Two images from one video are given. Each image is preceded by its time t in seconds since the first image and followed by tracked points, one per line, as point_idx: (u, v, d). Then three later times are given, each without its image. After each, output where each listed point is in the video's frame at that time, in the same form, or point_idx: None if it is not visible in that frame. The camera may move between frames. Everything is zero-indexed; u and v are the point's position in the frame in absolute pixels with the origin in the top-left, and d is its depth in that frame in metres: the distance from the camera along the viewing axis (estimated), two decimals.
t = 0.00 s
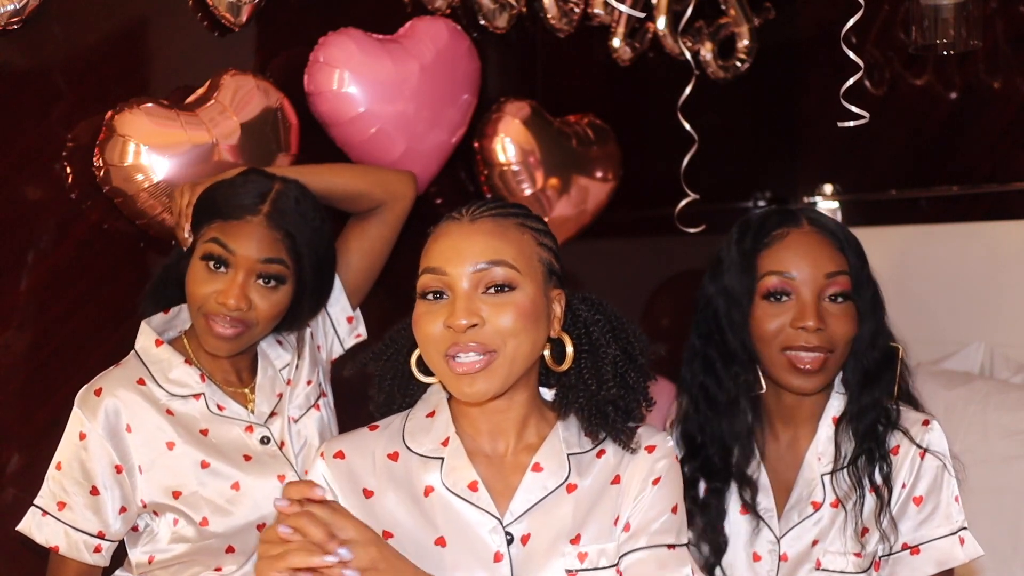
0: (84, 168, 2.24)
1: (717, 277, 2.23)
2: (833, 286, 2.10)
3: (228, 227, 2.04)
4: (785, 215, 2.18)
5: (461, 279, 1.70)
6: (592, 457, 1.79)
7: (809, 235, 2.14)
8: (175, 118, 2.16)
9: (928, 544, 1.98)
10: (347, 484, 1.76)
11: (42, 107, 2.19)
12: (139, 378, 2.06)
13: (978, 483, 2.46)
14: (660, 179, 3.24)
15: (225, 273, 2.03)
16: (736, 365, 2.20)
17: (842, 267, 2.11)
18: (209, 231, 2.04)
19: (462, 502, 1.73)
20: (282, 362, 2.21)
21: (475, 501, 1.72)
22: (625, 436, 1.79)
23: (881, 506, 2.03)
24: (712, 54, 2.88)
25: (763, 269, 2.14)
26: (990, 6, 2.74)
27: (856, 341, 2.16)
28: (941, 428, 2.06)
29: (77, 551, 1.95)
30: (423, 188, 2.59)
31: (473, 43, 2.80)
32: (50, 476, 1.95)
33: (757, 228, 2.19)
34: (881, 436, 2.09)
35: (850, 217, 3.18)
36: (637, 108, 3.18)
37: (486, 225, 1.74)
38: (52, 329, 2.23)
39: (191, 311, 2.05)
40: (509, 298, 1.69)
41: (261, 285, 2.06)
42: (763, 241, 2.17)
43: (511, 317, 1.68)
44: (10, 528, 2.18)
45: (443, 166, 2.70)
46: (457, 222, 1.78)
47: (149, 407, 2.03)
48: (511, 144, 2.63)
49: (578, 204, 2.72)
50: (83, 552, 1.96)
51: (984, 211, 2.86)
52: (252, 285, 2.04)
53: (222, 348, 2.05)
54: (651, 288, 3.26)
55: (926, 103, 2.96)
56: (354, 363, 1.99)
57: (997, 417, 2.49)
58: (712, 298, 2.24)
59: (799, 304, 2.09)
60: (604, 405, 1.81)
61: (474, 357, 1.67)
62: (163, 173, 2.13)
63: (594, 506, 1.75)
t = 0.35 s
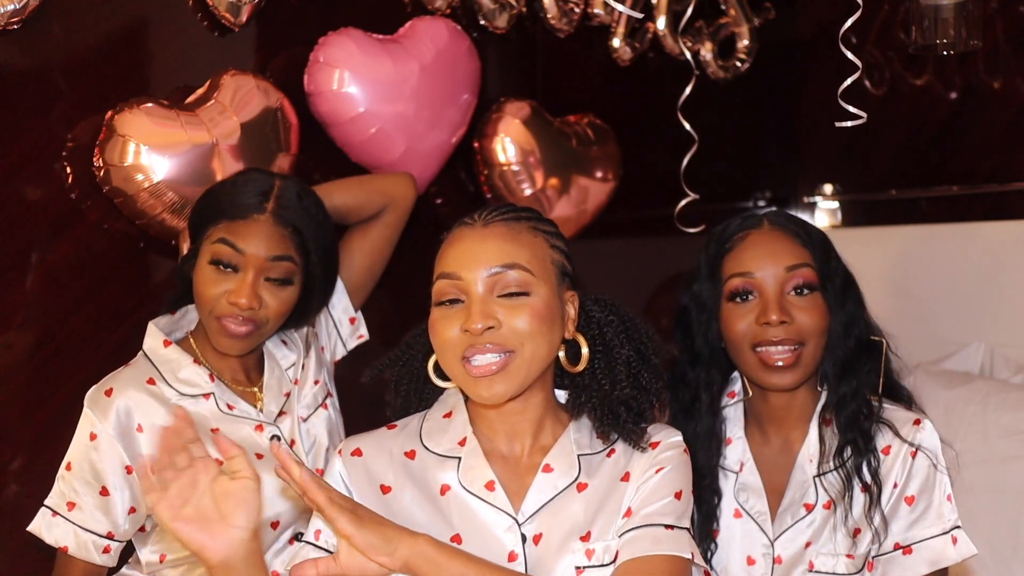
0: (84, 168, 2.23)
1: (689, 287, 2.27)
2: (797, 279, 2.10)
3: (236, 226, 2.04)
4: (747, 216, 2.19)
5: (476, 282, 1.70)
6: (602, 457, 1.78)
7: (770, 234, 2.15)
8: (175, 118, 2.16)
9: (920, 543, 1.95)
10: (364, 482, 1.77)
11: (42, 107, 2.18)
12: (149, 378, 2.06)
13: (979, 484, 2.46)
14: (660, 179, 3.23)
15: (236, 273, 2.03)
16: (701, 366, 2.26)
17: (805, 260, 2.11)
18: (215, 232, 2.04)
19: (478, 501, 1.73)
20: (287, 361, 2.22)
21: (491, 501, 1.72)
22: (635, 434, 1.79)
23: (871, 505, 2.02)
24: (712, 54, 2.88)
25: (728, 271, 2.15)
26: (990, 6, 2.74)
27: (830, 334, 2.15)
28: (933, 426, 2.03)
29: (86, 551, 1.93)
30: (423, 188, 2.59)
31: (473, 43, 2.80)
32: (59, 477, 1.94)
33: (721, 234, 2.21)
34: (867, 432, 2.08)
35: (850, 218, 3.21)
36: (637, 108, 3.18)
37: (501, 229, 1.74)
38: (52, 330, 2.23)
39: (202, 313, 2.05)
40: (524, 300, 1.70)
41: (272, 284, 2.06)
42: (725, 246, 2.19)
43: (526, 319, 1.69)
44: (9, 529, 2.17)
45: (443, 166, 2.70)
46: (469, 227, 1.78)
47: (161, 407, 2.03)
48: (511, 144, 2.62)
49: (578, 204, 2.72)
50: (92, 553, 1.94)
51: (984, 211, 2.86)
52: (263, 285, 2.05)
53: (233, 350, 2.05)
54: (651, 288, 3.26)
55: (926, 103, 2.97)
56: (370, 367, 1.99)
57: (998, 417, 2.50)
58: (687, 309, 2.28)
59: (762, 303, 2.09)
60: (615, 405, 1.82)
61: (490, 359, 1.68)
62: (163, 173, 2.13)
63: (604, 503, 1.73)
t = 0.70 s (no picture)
0: (84, 168, 2.23)
1: (684, 293, 2.27)
2: (788, 279, 2.08)
3: (238, 229, 2.03)
4: (736, 218, 2.18)
5: (478, 286, 1.70)
6: (591, 454, 1.79)
7: (760, 236, 2.13)
8: (175, 118, 2.16)
9: (920, 543, 1.95)
10: (358, 481, 1.79)
11: (42, 107, 2.19)
12: (153, 378, 2.05)
13: (980, 484, 2.45)
14: (660, 179, 3.24)
15: (239, 277, 2.03)
16: (696, 371, 2.27)
17: (795, 260, 2.10)
18: (216, 237, 2.04)
19: (468, 498, 1.75)
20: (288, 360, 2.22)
21: (480, 497, 1.74)
22: (624, 432, 1.79)
23: (873, 504, 2.02)
24: (712, 54, 2.88)
25: (721, 275, 2.13)
26: (990, 6, 2.74)
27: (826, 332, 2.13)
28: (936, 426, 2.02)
29: (92, 552, 1.94)
30: (423, 187, 2.59)
31: (473, 43, 2.80)
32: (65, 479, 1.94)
33: (711, 240, 2.20)
34: (867, 429, 2.07)
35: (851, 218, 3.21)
36: (637, 108, 3.18)
37: (502, 234, 1.75)
38: (51, 330, 2.23)
39: (207, 318, 2.05)
40: (526, 305, 1.70)
41: (275, 285, 2.07)
42: (716, 251, 2.18)
43: (529, 324, 1.69)
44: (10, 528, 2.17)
45: (443, 166, 2.70)
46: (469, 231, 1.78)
47: (166, 406, 2.02)
48: (511, 144, 2.62)
49: (578, 204, 2.72)
50: (98, 554, 1.94)
51: (984, 211, 2.86)
52: (268, 287, 2.05)
53: (237, 351, 2.06)
54: (651, 289, 3.26)
55: (926, 103, 2.97)
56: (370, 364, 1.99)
57: (998, 417, 2.50)
58: (681, 316, 2.28)
59: (755, 305, 2.08)
60: (607, 404, 1.81)
61: (493, 364, 1.68)
62: (163, 173, 2.13)
63: (592, 497, 1.74)
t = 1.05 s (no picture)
0: (84, 168, 2.24)
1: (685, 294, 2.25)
2: (788, 280, 2.08)
3: (228, 229, 2.04)
4: (736, 220, 2.17)
5: (475, 291, 1.71)
6: (580, 454, 1.79)
7: (761, 238, 2.13)
8: (175, 118, 2.16)
9: (926, 543, 1.97)
10: (348, 480, 1.81)
11: (42, 107, 2.19)
12: (150, 376, 2.05)
13: (980, 484, 2.45)
14: (660, 179, 3.24)
15: (232, 276, 2.05)
16: (697, 373, 2.26)
17: (795, 261, 2.09)
18: (205, 238, 2.04)
19: (457, 498, 1.75)
20: (286, 362, 2.22)
21: (469, 497, 1.74)
22: (611, 430, 1.79)
23: (879, 505, 2.02)
24: (712, 54, 2.88)
25: (722, 277, 2.13)
26: (990, 6, 2.74)
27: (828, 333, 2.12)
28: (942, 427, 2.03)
29: (87, 548, 1.95)
30: (423, 187, 2.59)
31: (473, 43, 2.80)
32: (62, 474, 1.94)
33: (711, 242, 2.19)
34: (870, 430, 2.07)
35: (850, 218, 3.21)
36: (638, 108, 3.18)
37: (499, 239, 1.74)
38: (51, 330, 2.23)
39: (204, 319, 2.05)
40: (523, 311, 1.71)
41: (269, 280, 2.09)
42: (717, 253, 2.17)
43: (525, 331, 1.70)
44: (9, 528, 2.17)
45: (443, 166, 2.70)
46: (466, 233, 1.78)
47: (163, 404, 2.03)
48: (511, 144, 2.62)
49: (578, 204, 2.72)
50: (93, 549, 1.95)
51: (984, 211, 2.86)
52: (262, 282, 2.07)
53: (240, 350, 2.07)
54: (651, 289, 3.26)
55: (926, 103, 2.97)
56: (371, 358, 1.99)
57: (998, 417, 2.49)
58: (682, 317, 2.27)
59: (756, 307, 2.07)
60: (597, 405, 1.81)
61: (489, 369, 1.69)
62: (163, 173, 2.13)
63: (579, 498, 1.74)
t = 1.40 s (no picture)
0: (84, 168, 2.24)
1: (688, 292, 2.25)
2: (790, 282, 2.07)
3: (220, 217, 2.04)
4: (740, 219, 2.17)
5: (475, 298, 1.70)
6: (574, 456, 1.80)
7: (765, 238, 2.12)
8: (175, 118, 2.16)
9: (927, 544, 1.97)
10: (342, 475, 1.79)
11: (42, 107, 2.19)
12: (154, 378, 2.06)
13: (980, 485, 2.45)
14: (660, 179, 3.24)
15: (228, 265, 2.05)
16: (698, 372, 2.25)
17: (798, 263, 2.08)
18: (197, 233, 2.04)
19: (452, 497, 1.75)
20: (288, 366, 2.21)
21: (462, 495, 1.74)
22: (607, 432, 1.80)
23: (879, 506, 2.02)
24: (712, 54, 2.88)
25: (724, 276, 2.12)
26: (990, 6, 2.74)
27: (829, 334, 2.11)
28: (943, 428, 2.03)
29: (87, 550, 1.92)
30: (422, 186, 2.59)
31: (473, 43, 2.80)
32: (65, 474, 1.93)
33: (714, 241, 2.18)
34: (871, 431, 2.07)
35: (850, 218, 3.22)
36: (638, 109, 3.18)
37: (501, 244, 1.74)
38: (51, 329, 2.23)
39: (206, 315, 2.05)
40: (523, 319, 1.71)
41: (266, 266, 2.09)
42: (719, 252, 2.16)
43: (525, 339, 1.70)
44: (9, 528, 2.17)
45: (443, 166, 2.70)
46: (467, 237, 1.77)
47: (166, 405, 2.03)
48: (511, 143, 2.62)
49: (578, 204, 2.72)
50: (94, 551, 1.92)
51: (983, 211, 2.86)
52: (260, 268, 2.07)
53: (245, 340, 2.06)
54: (651, 289, 3.26)
55: (926, 103, 2.97)
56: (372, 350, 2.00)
57: (998, 417, 2.50)
58: (684, 314, 2.26)
59: (756, 307, 2.07)
60: (592, 407, 1.81)
61: (488, 377, 1.69)
62: (163, 173, 2.13)
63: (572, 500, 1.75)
